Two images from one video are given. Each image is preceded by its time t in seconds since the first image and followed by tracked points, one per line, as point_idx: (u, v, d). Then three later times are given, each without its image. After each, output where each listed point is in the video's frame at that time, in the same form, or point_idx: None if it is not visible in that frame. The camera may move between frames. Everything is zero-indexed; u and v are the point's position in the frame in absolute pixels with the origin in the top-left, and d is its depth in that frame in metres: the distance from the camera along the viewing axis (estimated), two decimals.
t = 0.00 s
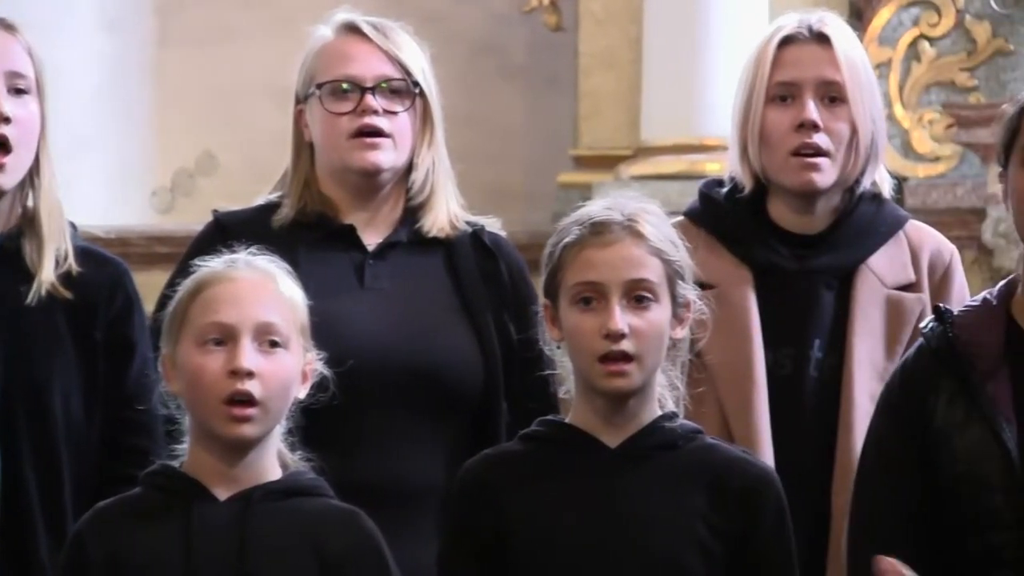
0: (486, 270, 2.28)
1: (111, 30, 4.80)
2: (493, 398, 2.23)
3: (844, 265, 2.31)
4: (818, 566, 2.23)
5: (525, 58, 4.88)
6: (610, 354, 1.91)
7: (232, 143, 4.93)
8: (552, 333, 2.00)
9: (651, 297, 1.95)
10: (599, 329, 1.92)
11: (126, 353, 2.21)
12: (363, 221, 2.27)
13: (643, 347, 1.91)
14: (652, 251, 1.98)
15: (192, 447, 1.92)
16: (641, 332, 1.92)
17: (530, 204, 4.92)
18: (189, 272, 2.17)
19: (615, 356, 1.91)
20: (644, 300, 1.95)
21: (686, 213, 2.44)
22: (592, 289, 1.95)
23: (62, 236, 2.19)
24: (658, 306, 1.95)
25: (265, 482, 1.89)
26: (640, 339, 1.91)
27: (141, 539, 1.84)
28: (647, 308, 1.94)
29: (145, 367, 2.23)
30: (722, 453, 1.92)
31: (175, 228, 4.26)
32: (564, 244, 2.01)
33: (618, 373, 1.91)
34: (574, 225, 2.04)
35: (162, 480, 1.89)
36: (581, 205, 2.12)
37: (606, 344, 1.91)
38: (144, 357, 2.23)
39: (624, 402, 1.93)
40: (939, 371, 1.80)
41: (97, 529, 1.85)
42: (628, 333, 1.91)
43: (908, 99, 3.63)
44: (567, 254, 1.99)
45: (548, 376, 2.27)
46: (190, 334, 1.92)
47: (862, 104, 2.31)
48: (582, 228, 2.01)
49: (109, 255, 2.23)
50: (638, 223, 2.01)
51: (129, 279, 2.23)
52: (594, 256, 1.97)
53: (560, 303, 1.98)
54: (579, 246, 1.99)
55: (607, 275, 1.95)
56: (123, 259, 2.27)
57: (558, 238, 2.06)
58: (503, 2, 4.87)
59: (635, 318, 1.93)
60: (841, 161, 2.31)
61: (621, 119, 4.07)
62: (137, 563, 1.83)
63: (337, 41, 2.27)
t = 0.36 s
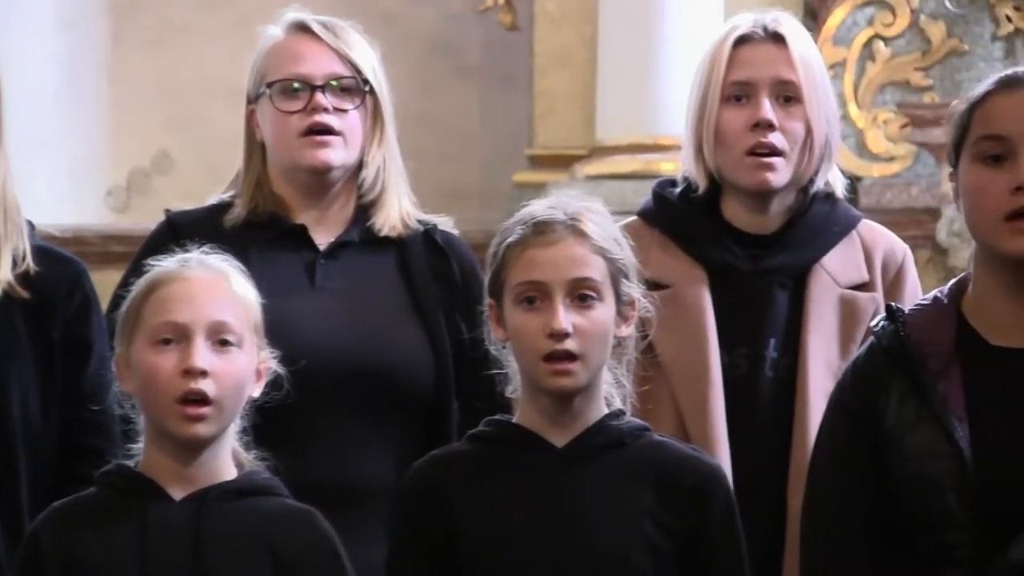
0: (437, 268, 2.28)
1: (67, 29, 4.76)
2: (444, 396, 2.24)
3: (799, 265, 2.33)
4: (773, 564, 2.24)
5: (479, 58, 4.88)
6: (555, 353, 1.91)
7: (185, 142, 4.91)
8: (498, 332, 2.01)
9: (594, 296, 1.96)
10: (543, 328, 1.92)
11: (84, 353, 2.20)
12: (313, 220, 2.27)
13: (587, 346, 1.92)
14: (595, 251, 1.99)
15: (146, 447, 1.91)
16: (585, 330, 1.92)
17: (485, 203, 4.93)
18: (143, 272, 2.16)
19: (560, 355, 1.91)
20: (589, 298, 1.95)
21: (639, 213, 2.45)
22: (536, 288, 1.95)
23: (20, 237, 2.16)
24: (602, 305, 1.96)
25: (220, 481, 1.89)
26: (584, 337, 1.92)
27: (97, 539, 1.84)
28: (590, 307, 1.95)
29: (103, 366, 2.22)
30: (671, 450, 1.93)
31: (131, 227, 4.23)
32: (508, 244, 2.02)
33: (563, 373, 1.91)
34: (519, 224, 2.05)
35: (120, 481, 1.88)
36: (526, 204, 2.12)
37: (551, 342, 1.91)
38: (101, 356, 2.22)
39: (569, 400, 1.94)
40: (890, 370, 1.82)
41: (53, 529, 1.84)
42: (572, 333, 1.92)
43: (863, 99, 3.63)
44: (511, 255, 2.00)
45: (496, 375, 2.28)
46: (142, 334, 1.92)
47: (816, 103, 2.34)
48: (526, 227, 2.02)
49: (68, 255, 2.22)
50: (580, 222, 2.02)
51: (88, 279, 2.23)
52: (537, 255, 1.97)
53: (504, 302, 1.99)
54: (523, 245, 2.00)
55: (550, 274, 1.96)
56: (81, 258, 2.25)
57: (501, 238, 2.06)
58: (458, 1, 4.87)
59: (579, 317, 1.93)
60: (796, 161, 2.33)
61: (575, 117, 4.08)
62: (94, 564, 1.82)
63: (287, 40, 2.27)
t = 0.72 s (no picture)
0: (390, 268, 2.28)
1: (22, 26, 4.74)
2: (397, 396, 2.23)
3: (751, 266, 2.34)
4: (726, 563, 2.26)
5: (434, 57, 4.87)
6: (514, 351, 1.92)
7: (143, 143, 4.86)
8: (455, 331, 2.01)
9: (552, 297, 1.96)
10: (501, 327, 1.93)
11: (41, 354, 2.19)
12: (266, 221, 2.26)
13: (547, 346, 1.93)
14: (553, 250, 1.99)
15: (101, 447, 1.90)
16: (544, 330, 1.93)
17: (441, 203, 4.92)
18: (96, 272, 2.16)
19: (518, 353, 1.92)
20: (548, 299, 1.96)
21: (589, 213, 2.47)
22: (494, 287, 1.96)
23: None
24: (560, 305, 1.96)
25: (175, 481, 1.89)
26: (543, 338, 1.92)
27: (53, 539, 1.83)
28: (549, 307, 1.96)
29: (59, 368, 2.21)
30: (623, 448, 1.94)
31: (86, 227, 4.21)
32: (467, 244, 2.02)
33: (519, 367, 1.92)
34: (477, 224, 2.05)
35: (74, 480, 1.88)
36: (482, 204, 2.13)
37: (509, 342, 1.92)
38: (57, 359, 2.21)
39: (525, 397, 1.94)
40: (844, 370, 1.83)
41: (9, 530, 1.84)
42: (531, 332, 1.92)
43: (818, 99, 3.65)
44: (469, 254, 2.01)
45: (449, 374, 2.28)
46: (96, 334, 1.91)
47: (767, 105, 2.36)
48: (484, 227, 2.03)
49: (22, 254, 2.21)
50: (539, 222, 2.03)
51: (44, 280, 2.21)
52: (495, 255, 1.98)
53: (462, 301, 2.00)
54: (479, 245, 2.01)
55: (507, 274, 1.96)
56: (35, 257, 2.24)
57: (459, 238, 2.07)
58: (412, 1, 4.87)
59: (538, 317, 1.94)
60: (746, 160, 2.35)
61: (529, 118, 4.10)
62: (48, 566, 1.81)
63: (240, 41, 2.27)
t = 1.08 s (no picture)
0: (346, 267, 2.27)
1: None
2: (355, 396, 2.21)
3: (706, 266, 2.35)
4: (685, 561, 2.26)
5: (390, 58, 4.86)
6: (475, 351, 1.92)
7: (98, 141, 4.82)
8: (415, 333, 2.01)
9: (513, 296, 1.96)
10: (462, 327, 1.92)
11: None
12: (225, 221, 2.25)
13: (506, 345, 1.92)
14: (513, 250, 1.99)
15: (53, 446, 1.88)
16: (505, 329, 1.93)
17: (397, 203, 4.90)
18: (50, 271, 2.13)
19: (478, 354, 1.92)
20: (508, 297, 1.96)
21: (545, 214, 2.47)
22: (454, 287, 1.96)
23: None
24: (520, 305, 1.96)
25: (127, 481, 1.87)
26: (503, 337, 1.92)
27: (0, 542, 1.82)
28: (509, 307, 1.95)
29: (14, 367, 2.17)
30: (583, 450, 1.94)
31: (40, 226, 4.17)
32: (427, 243, 2.02)
33: (481, 371, 1.92)
34: (437, 224, 2.04)
35: (23, 479, 1.86)
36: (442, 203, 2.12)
37: (470, 341, 1.91)
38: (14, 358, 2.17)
39: (487, 400, 1.93)
40: (798, 373, 1.64)
41: None
42: (491, 332, 1.92)
43: (774, 99, 3.68)
44: (428, 254, 2.00)
45: (410, 376, 2.27)
46: (50, 332, 1.90)
47: (723, 106, 2.37)
48: (444, 227, 2.02)
49: None
50: (498, 222, 2.02)
51: None
52: (456, 255, 1.97)
53: (422, 301, 1.99)
54: (439, 244, 2.00)
55: (466, 273, 1.96)
56: None
57: (418, 238, 2.06)
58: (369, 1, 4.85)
59: (498, 316, 1.94)
60: (703, 161, 2.35)
61: (486, 118, 4.09)
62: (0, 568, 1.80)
63: (197, 41, 2.25)
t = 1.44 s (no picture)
0: (304, 267, 2.26)
1: None
2: (313, 396, 2.20)
3: (663, 267, 2.35)
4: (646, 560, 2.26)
5: (346, 59, 4.84)
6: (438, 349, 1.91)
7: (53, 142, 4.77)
8: (380, 332, 1.99)
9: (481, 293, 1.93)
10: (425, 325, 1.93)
11: None
12: (182, 220, 2.23)
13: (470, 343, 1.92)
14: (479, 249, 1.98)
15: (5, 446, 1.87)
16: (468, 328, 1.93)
17: (353, 206, 4.86)
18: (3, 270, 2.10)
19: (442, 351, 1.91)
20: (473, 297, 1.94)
21: (503, 215, 2.47)
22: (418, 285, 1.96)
23: None
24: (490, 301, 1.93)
25: (78, 481, 1.86)
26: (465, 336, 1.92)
27: None
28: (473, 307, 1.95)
29: None
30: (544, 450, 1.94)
31: None
32: (391, 243, 2.02)
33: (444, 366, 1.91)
34: (401, 224, 2.04)
35: None
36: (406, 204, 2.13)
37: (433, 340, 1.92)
38: None
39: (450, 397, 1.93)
40: (746, 372, 1.69)
41: None
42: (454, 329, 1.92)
43: (730, 100, 3.66)
44: (393, 253, 2.00)
45: (372, 377, 2.27)
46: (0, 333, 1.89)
47: (679, 106, 2.38)
48: (408, 227, 2.02)
49: None
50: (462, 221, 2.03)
51: None
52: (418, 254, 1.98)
53: (385, 300, 1.99)
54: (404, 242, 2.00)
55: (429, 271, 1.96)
56: None
57: (384, 237, 2.06)
58: (324, 1, 4.82)
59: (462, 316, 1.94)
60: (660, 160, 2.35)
61: (444, 119, 4.08)
62: None
63: (153, 40, 2.23)
